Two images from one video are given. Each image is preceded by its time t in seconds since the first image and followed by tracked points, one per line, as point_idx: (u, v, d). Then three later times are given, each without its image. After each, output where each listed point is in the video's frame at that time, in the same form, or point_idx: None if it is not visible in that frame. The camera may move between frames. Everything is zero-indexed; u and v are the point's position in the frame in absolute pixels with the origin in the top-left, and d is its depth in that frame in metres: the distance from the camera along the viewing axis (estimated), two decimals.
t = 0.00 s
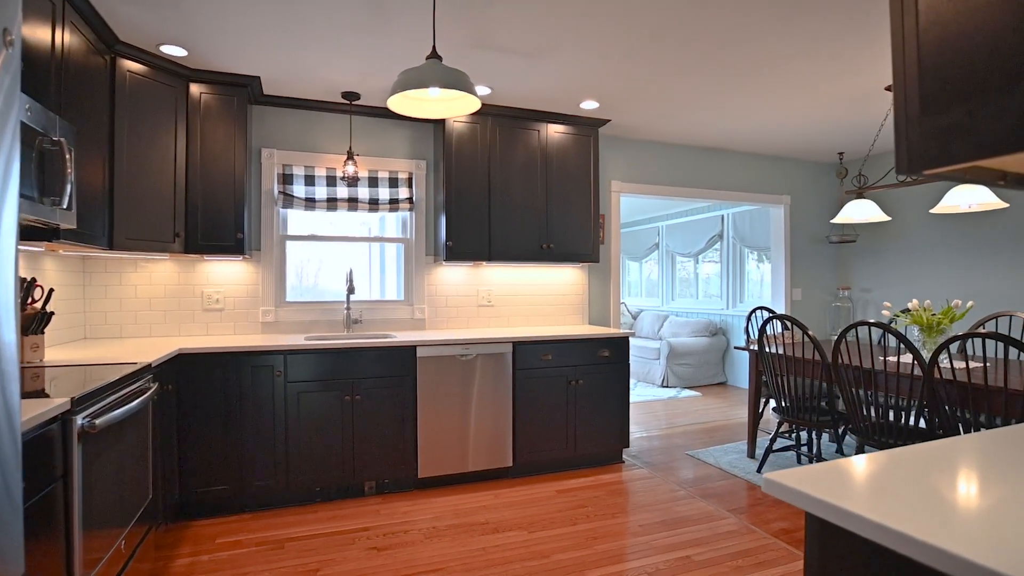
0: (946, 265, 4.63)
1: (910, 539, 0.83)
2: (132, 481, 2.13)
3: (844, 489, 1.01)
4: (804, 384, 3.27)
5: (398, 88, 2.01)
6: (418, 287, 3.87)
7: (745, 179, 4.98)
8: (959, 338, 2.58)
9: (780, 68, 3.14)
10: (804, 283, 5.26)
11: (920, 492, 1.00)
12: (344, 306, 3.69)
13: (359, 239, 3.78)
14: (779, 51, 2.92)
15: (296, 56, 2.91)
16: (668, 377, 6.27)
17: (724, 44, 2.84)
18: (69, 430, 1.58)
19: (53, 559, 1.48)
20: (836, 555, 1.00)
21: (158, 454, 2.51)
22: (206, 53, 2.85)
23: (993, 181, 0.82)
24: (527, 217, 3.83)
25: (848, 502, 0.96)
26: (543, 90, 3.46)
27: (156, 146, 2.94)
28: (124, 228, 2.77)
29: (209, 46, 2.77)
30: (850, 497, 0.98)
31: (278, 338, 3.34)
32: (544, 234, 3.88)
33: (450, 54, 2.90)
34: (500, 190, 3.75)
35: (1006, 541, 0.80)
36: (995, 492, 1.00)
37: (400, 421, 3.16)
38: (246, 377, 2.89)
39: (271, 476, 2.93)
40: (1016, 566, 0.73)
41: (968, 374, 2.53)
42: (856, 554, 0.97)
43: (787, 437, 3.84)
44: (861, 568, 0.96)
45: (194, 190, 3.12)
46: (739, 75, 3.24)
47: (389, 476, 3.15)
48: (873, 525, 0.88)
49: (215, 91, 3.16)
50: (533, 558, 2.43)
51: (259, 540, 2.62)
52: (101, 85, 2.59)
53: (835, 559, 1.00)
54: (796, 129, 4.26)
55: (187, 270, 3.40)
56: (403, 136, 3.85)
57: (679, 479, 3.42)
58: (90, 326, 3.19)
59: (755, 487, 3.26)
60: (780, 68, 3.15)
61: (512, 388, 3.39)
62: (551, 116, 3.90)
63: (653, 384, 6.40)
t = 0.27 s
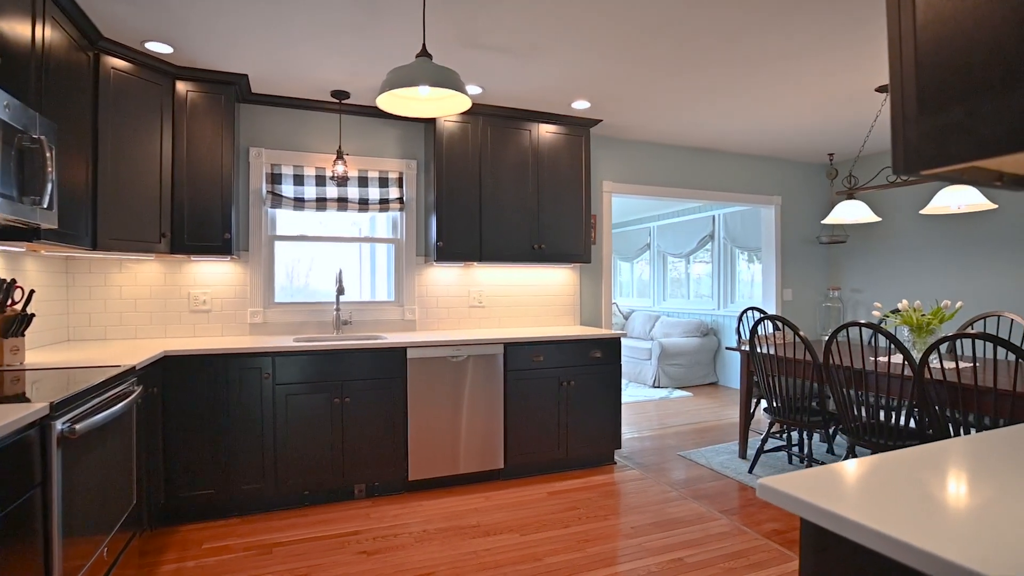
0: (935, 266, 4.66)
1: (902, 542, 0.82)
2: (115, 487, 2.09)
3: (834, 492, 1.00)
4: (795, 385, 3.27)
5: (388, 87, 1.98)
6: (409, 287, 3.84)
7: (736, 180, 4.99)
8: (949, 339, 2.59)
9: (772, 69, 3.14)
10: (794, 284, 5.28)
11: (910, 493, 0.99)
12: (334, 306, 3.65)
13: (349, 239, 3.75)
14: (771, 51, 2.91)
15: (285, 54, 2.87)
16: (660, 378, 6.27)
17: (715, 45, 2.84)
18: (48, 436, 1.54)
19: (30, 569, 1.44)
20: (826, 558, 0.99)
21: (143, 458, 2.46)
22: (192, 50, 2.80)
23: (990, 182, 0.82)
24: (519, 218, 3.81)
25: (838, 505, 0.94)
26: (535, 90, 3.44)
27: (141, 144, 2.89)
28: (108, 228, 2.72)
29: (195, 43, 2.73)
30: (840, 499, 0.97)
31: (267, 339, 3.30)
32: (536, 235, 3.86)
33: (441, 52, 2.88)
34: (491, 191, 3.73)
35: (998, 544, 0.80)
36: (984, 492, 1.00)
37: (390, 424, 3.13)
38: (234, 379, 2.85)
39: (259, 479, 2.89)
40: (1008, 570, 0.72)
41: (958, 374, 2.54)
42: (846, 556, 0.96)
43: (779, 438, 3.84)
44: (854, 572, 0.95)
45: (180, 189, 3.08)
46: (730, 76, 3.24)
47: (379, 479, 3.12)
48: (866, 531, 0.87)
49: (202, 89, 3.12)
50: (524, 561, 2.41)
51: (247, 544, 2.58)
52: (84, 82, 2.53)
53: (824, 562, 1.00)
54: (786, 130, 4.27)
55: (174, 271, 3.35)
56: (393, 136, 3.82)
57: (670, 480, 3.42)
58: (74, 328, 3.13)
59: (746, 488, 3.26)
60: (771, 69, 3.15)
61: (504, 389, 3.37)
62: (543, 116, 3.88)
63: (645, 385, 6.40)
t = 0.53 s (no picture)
0: (924, 266, 4.70)
1: (895, 547, 0.81)
2: (98, 492, 2.05)
3: (823, 494, 0.99)
4: (786, 385, 3.27)
5: (377, 85, 1.95)
6: (399, 288, 3.81)
7: (727, 180, 5.00)
8: (940, 339, 2.60)
9: (763, 69, 3.14)
10: (785, 284, 5.31)
11: (900, 494, 0.99)
12: (323, 307, 3.61)
13: (339, 239, 3.71)
14: (762, 52, 2.92)
15: (273, 52, 2.83)
16: (651, 378, 6.28)
17: (707, 45, 2.84)
18: (27, 443, 1.51)
19: None
20: (817, 561, 0.98)
21: (128, 463, 2.42)
22: (178, 47, 2.76)
23: (987, 182, 0.81)
24: (510, 218, 3.79)
25: (829, 508, 0.93)
26: (526, 90, 3.43)
27: (126, 142, 2.84)
28: (92, 228, 2.67)
29: (181, 40, 2.68)
30: (830, 503, 0.95)
31: (255, 341, 3.26)
32: (527, 235, 3.85)
33: (432, 51, 2.85)
34: (482, 191, 3.71)
35: (990, 547, 0.79)
36: (973, 492, 1.00)
37: (381, 426, 3.10)
38: (221, 382, 2.80)
39: (247, 483, 2.85)
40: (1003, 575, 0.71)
41: (948, 375, 2.55)
42: (841, 561, 0.94)
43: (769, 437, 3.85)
44: None
45: (166, 189, 3.03)
46: (722, 76, 3.24)
47: (369, 482, 3.09)
48: (860, 535, 0.85)
49: (189, 87, 3.07)
50: (516, 565, 2.39)
51: (235, 550, 2.54)
52: (66, 79, 2.48)
53: (816, 565, 0.98)
54: (777, 130, 4.29)
55: (161, 272, 3.30)
56: (383, 135, 3.79)
57: (662, 481, 3.41)
58: (57, 330, 3.07)
59: (738, 489, 3.26)
60: (762, 69, 3.15)
61: (495, 390, 3.35)
62: (534, 116, 3.87)
63: (636, 385, 6.40)
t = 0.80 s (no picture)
0: (913, 267, 4.73)
1: (893, 551, 0.80)
2: (80, 498, 2.00)
3: (817, 498, 0.98)
4: (778, 386, 3.27)
5: (367, 83, 1.92)
6: (389, 289, 3.78)
7: (718, 181, 5.01)
8: (931, 340, 2.61)
9: (754, 70, 3.14)
10: (775, 284, 5.33)
11: (891, 496, 0.98)
12: (313, 309, 3.57)
13: (329, 240, 3.67)
14: (753, 52, 2.91)
15: (261, 50, 2.80)
16: (643, 379, 6.28)
17: (699, 45, 2.83)
18: (5, 449, 1.47)
19: None
20: (813, 567, 0.97)
21: (111, 468, 2.37)
22: (164, 44, 2.71)
23: (986, 183, 0.80)
24: (501, 218, 3.77)
25: (824, 513, 0.92)
26: (518, 89, 3.41)
27: (110, 141, 2.79)
28: (76, 228, 2.62)
29: (167, 36, 2.64)
30: (825, 507, 0.94)
31: (243, 343, 3.21)
32: (519, 236, 3.83)
33: (422, 50, 2.82)
34: (473, 191, 3.69)
35: (984, 549, 0.78)
36: (963, 491, 1.00)
37: (371, 429, 3.07)
38: (207, 384, 2.76)
39: (234, 488, 2.80)
40: None
41: (939, 375, 2.55)
42: (838, 566, 0.93)
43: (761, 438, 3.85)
44: None
45: (152, 189, 2.98)
46: (714, 77, 3.24)
47: (359, 485, 3.05)
48: (855, 540, 0.84)
49: (175, 85, 3.02)
50: (507, 568, 2.37)
51: (222, 555, 2.49)
52: (48, 75, 2.43)
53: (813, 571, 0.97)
54: (767, 132, 4.30)
55: (146, 273, 3.25)
56: (374, 135, 3.76)
57: (654, 482, 3.41)
58: (40, 332, 3.01)
59: (730, 490, 3.26)
60: (754, 70, 3.15)
61: (486, 392, 3.32)
62: (526, 116, 3.85)
63: (628, 386, 6.40)
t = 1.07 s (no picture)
0: (904, 268, 4.76)
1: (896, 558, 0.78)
2: (63, 504, 1.96)
3: (816, 503, 0.96)
4: (769, 387, 3.27)
5: (358, 81, 1.89)
6: (380, 291, 3.74)
7: (710, 182, 5.02)
8: (922, 341, 2.61)
9: (746, 71, 3.14)
10: (767, 285, 5.35)
11: (885, 498, 0.98)
12: (302, 310, 3.53)
13: (320, 241, 3.63)
14: (745, 53, 2.91)
15: (250, 48, 2.76)
16: (635, 380, 6.27)
17: (691, 45, 2.82)
18: None
19: None
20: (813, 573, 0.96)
21: (95, 473, 2.33)
22: (151, 41, 2.67)
23: (988, 184, 0.79)
24: (493, 219, 3.75)
25: (827, 520, 0.90)
26: (510, 89, 3.39)
27: (95, 140, 2.74)
28: (59, 228, 2.57)
29: (153, 33, 2.59)
30: (824, 512, 0.92)
31: (231, 345, 3.17)
32: (510, 237, 3.81)
33: (414, 48, 2.80)
34: (465, 192, 3.66)
35: (987, 556, 0.77)
36: (954, 491, 1.00)
37: (361, 432, 3.03)
38: (194, 387, 2.72)
39: (222, 492, 2.76)
40: None
41: (930, 376, 2.56)
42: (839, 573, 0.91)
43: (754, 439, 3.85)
44: None
45: (138, 189, 2.93)
46: (706, 77, 3.24)
47: (349, 489, 3.02)
48: (859, 549, 0.82)
49: (162, 83, 2.98)
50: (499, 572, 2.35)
51: (210, 561, 2.45)
52: (30, 72, 2.38)
53: None
54: (759, 132, 4.31)
55: (132, 274, 3.20)
56: (364, 134, 3.73)
57: (646, 483, 3.40)
58: (22, 334, 2.95)
59: (723, 491, 3.26)
60: (746, 71, 3.15)
61: (478, 394, 3.30)
62: (518, 116, 3.83)
63: (620, 387, 6.40)
